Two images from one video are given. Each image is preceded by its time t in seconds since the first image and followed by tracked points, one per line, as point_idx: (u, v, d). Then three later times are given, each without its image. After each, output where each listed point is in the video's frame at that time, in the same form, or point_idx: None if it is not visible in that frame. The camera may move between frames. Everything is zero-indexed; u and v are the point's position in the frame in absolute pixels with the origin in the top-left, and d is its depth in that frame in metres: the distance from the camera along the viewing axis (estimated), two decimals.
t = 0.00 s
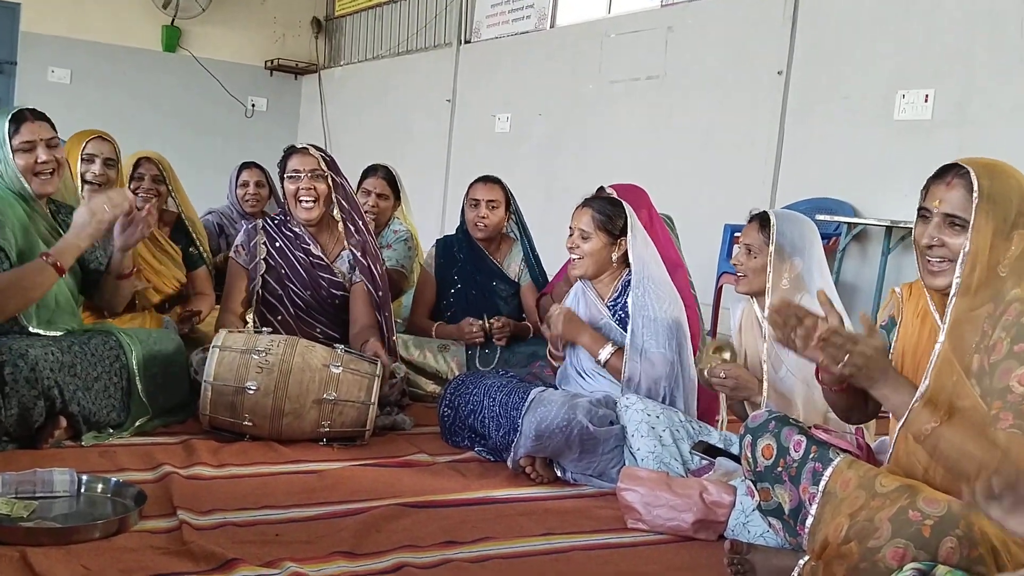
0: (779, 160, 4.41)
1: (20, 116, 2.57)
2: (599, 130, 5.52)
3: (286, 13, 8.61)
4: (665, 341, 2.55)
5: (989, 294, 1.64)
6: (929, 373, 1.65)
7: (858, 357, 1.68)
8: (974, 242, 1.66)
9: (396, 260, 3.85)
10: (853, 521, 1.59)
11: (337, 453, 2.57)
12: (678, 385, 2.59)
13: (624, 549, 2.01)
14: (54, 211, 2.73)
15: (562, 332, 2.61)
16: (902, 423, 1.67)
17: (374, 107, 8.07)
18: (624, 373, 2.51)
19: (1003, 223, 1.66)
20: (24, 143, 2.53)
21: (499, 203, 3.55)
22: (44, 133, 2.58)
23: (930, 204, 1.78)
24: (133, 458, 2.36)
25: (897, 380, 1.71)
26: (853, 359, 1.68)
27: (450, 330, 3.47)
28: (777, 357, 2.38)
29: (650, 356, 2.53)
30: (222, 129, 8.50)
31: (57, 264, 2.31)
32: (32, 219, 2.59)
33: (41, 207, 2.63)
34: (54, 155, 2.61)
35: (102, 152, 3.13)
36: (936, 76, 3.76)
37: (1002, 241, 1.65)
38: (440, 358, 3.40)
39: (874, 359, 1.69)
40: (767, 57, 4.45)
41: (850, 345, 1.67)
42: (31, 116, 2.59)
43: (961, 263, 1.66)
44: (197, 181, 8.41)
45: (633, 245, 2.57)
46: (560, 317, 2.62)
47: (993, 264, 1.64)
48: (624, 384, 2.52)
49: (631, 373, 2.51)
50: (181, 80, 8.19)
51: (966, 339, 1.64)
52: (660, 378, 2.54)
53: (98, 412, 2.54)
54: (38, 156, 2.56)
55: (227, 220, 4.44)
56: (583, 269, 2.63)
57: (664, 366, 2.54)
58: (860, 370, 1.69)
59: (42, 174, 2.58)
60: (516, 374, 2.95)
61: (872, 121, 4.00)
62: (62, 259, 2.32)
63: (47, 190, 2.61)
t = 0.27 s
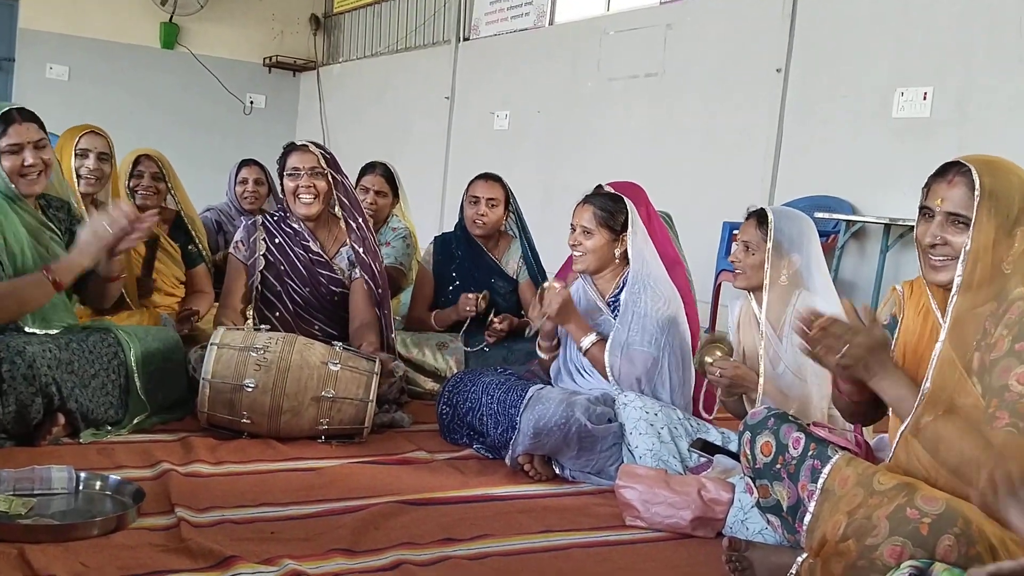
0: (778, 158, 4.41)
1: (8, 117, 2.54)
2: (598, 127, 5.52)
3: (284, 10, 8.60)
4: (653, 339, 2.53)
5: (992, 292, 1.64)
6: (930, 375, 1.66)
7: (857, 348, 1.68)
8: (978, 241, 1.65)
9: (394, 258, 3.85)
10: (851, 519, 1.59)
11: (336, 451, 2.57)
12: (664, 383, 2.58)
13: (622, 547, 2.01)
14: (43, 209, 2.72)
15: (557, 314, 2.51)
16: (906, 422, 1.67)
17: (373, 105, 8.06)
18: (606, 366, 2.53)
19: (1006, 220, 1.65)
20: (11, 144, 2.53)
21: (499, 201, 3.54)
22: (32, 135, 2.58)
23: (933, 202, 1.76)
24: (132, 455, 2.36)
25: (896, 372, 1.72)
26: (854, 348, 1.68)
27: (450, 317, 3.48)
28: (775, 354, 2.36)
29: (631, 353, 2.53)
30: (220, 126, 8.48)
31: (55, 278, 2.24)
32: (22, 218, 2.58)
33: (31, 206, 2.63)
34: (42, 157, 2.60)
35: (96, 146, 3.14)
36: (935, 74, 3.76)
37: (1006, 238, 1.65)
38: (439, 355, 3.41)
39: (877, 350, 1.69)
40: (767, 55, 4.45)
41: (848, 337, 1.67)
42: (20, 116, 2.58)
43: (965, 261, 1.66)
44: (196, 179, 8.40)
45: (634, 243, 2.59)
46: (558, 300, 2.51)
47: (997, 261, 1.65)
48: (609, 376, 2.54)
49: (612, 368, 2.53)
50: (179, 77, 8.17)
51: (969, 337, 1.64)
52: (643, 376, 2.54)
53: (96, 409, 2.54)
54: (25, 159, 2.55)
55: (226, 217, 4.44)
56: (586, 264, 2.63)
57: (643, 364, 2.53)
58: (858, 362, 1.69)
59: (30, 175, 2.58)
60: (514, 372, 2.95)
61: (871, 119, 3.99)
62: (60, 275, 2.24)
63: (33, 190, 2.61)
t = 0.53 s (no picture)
0: (776, 155, 4.41)
1: None
2: (597, 124, 5.51)
3: (282, 6, 8.58)
4: (665, 337, 2.56)
5: (985, 289, 1.64)
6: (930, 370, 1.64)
7: (846, 364, 1.66)
8: (966, 238, 1.65)
9: (391, 255, 3.85)
10: (849, 515, 1.60)
11: (334, 447, 2.57)
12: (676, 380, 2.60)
13: (620, 543, 2.01)
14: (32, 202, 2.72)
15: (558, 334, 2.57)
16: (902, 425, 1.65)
17: (371, 101, 8.05)
18: (621, 371, 2.52)
19: (994, 216, 1.65)
20: None
21: (495, 197, 3.54)
22: (10, 134, 2.55)
23: (921, 199, 1.75)
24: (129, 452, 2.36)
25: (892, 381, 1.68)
26: (843, 365, 1.65)
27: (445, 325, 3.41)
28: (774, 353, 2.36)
29: (648, 354, 2.53)
30: (218, 123, 8.47)
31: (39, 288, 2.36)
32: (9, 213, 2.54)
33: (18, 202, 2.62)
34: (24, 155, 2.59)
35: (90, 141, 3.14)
36: (933, 71, 3.76)
37: (994, 234, 1.65)
38: (437, 352, 3.43)
39: (868, 362, 1.67)
40: (765, 52, 4.45)
41: (835, 354, 1.65)
42: None
43: (954, 256, 1.65)
44: (193, 175, 8.39)
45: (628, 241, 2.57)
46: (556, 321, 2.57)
47: (986, 257, 1.64)
48: (623, 381, 2.52)
49: (628, 372, 2.51)
50: (177, 74, 8.16)
51: (963, 333, 1.64)
52: (659, 376, 2.55)
53: (93, 407, 2.54)
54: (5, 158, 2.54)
55: (224, 214, 4.43)
56: (580, 263, 2.63)
57: (661, 363, 2.54)
58: (850, 378, 1.67)
59: (12, 174, 2.57)
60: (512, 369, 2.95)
61: (869, 116, 4.00)
62: (45, 283, 2.37)
63: (17, 187, 2.60)
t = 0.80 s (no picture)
0: (774, 153, 4.41)
1: None
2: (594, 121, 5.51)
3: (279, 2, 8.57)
4: (648, 334, 2.53)
5: (973, 281, 1.66)
6: (915, 360, 1.66)
7: (846, 334, 1.69)
8: (947, 227, 1.68)
9: (388, 252, 3.86)
10: (846, 512, 1.60)
11: (331, 444, 2.57)
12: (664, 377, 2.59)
13: (618, 540, 2.02)
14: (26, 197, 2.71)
15: (552, 313, 2.54)
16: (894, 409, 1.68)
17: (368, 98, 8.04)
18: (603, 363, 2.53)
19: (974, 206, 1.69)
20: None
21: (500, 195, 3.53)
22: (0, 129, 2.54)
23: (906, 195, 1.82)
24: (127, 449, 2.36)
25: (884, 358, 1.72)
26: (842, 334, 1.69)
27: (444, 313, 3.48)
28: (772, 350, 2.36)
29: (630, 350, 2.52)
30: (215, 120, 8.46)
31: (29, 280, 2.19)
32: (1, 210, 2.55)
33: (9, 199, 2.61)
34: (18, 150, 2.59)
35: (85, 136, 3.13)
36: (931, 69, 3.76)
37: (977, 223, 1.68)
38: (434, 348, 3.41)
39: (862, 339, 1.70)
40: (762, 50, 4.45)
41: (839, 322, 1.69)
42: None
43: (936, 246, 1.69)
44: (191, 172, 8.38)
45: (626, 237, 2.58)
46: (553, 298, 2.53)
47: (971, 247, 1.67)
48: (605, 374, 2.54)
49: (609, 365, 2.53)
50: (174, 70, 8.14)
51: (952, 325, 1.65)
52: (641, 372, 2.53)
53: (91, 404, 2.54)
54: None
55: (221, 211, 4.43)
56: (577, 259, 2.64)
57: (641, 360, 2.53)
58: (846, 350, 1.70)
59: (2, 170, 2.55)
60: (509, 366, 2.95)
61: (866, 114, 4.00)
62: (37, 276, 2.21)
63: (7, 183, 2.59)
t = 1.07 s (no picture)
0: (770, 151, 4.41)
1: (17, 105, 2.58)
2: (591, 118, 5.51)
3: None
4: (652, 333, 2.56)
5: (961, 280, 1.64)
6: (915, 363, 1.64)
7: (823, 369, 1.66)
8: (929, 225, 1.67)
9: (386, 249, 3.85)
10: (841, 510, 1.60)
11: (328, 442, 2.57)
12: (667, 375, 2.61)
13: (614, 538, 2.02)
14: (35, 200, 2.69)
15: (548, 333, 2.52)
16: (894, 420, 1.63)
17: (365, 95, 8.03)
18: (610, 369, 2.53)
19: (953, 203, 1.67)
20: (11, 129, 2.54)
21: (492, 192, 3.53)
22: (34, 125, 2.58)
23: (885, 196, 1.79)
24: (123, 446, 2.36)
25: (873, 377, 1.66)
26: (818, 368, 1.65)
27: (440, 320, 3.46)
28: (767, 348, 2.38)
29: (635, 350, 2.54)
30: (212, 117, 8.45)
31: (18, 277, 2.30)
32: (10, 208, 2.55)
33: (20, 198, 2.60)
34: (38, 150, 2.59)
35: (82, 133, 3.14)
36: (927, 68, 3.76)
37: (958, 220, 1.66)
38: (431, 346, 3.41)
39: (846, 365, 1.65)
40: (759, 48, 4.45)
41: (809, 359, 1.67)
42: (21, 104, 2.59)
43: (920, 243, 1.67)
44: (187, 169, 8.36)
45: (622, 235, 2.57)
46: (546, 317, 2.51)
47: (953, 245, 1.65)
48: (612, 379, 2.54)
49: (617, 370, 2.53)
50: (170, 67, 8.13)
51: (943, 326, 1.64)
52: (647, 372, 2.56)
53: (86, 401, 2.54)
54: (21, 146, 2.55)
55: (217, 208, 4.42)
56: (572, 257, 2.63)
57: (648, 359, 2.55)
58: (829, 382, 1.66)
59: (20, 167, 2.56)
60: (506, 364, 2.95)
61: (863, 112, 4.00)
62: (25, 272, 2.30)
63: (21, 181, 2.59)
